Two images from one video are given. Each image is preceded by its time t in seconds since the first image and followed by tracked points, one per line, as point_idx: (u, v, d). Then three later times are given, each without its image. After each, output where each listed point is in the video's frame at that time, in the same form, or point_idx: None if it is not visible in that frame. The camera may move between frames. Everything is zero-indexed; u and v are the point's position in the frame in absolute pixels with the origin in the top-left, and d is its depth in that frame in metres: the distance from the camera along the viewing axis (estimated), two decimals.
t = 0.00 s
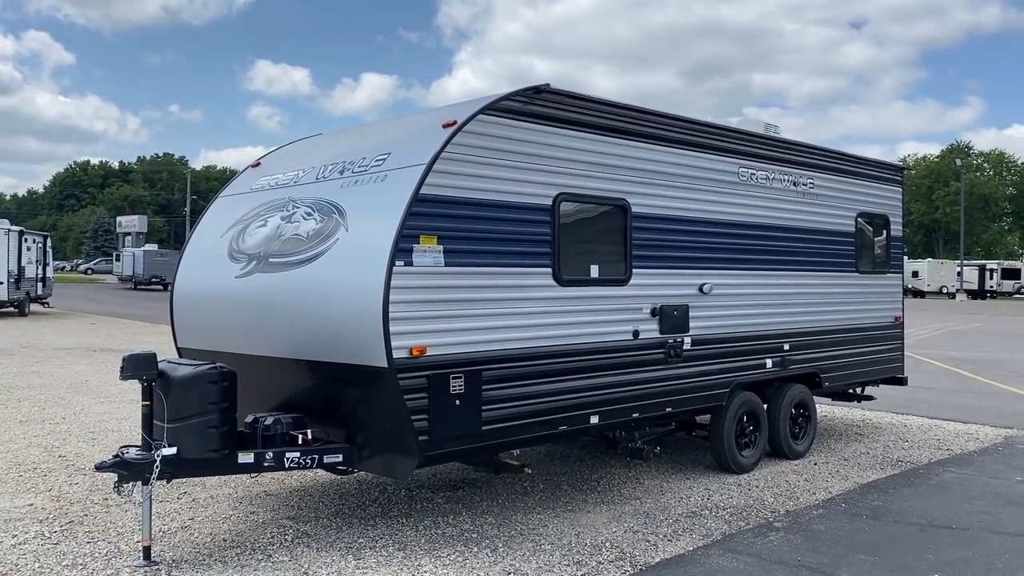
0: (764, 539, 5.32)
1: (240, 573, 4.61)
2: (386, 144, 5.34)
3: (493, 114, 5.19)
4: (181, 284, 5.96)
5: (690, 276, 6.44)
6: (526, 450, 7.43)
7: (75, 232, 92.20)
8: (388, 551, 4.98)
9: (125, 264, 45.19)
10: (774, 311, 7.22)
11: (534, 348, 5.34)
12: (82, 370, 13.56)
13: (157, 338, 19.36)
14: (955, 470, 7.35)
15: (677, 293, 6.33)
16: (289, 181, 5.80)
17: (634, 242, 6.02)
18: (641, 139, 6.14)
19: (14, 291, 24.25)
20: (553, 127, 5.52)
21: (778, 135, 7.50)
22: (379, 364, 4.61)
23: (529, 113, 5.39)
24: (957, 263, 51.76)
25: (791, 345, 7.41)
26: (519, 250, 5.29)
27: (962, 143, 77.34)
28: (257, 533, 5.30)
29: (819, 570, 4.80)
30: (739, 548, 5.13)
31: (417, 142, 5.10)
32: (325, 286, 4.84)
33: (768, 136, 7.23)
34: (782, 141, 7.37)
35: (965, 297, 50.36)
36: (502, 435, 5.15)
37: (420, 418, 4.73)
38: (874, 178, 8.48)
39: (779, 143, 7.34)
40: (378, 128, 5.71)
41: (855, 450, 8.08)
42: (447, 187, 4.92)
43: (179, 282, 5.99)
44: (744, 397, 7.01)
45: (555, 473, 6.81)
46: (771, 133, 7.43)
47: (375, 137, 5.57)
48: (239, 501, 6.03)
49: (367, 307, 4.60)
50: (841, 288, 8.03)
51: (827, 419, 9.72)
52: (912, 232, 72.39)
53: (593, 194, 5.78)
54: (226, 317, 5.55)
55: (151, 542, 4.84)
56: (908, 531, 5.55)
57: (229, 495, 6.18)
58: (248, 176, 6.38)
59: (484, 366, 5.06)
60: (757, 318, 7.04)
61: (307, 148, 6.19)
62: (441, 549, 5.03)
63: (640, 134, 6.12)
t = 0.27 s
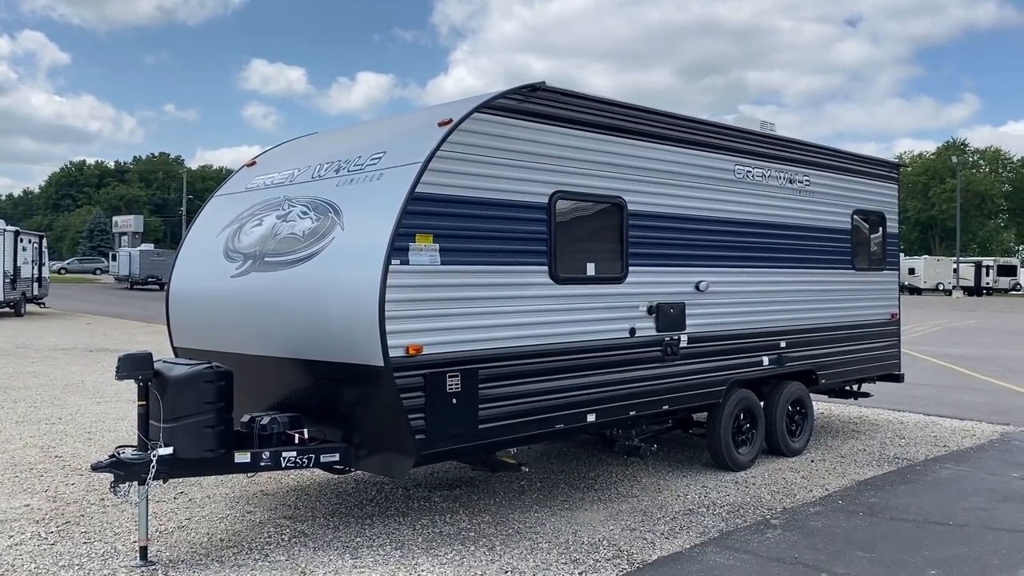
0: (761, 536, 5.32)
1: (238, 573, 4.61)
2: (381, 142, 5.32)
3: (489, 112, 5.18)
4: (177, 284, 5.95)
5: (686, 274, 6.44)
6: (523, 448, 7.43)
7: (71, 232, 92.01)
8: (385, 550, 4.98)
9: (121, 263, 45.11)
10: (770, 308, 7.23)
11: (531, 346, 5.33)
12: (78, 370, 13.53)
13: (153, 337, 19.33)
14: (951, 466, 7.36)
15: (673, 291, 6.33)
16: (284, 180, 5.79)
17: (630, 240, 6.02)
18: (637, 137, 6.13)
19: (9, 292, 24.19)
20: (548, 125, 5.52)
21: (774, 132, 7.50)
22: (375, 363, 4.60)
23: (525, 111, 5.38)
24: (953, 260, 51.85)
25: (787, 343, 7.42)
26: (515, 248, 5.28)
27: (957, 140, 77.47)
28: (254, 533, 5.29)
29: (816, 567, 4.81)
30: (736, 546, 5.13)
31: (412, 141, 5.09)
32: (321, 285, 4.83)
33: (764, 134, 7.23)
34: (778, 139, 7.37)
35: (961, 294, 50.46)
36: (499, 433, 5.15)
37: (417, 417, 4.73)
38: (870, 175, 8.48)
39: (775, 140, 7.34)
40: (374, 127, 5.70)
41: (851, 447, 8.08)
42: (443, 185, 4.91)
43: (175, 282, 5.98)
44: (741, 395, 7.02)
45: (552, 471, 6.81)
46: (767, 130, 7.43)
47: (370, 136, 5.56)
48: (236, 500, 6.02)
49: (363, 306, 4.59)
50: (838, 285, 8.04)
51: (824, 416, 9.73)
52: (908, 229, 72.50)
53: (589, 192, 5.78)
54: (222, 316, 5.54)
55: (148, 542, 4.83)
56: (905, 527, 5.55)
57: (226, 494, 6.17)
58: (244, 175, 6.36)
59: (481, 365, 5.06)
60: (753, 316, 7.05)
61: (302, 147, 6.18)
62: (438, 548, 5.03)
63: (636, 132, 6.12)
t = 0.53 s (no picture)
0: (762, 535, 5.32)
1: (238, 572, 4.60)
2: (380, 141, 5.32)
3: (488, 111, 5.17)
4: (176, 283, 5.95)
5: (686, 272, 6.44)
6: (523, 447, 7.43)
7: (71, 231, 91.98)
8: (386, 549, 4.97)
9: (121, 262, 45.10)
10: (770, 306, 7.22)
11: (531, 345, 5.32)
12: (78, 369, 13.53)
13: (153, 336, 19.32)
14: (952, 464, 7.36)
15: (673, 289, 6.32)
16: (283, 179, 5.78)
17: (630, 238, 6.01)
18: (637, 135, 6.12)
19: (9, 291, 24.18)
20: (548, 124, 5.51)
21: (774, 130, 7.48)
22: (375, 362, 4.60)
23: (525, 109, 5.37)
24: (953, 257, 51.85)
25: (788, 341, 7.41)
26: (515, 247, 5.28)
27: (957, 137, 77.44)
28: (254, 532, 5.29)
29: (817, 565, 4.80)
30: (736, 544, 5.12)
31: (412, 140, 5.08)
32: (321, 284, 4.82)
33: (764, 132, 7.22)
34: (778, 136, 7.36)
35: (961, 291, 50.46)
36: (499, 432, 5.14)
37: (417, 416, 4.72)
38: (870, 173, 8.47)
39: (775, 138, 7.33)
40: (373, 126, 5.69)
41: (852, 445, 8.08)
42: (442, 184, 4.90)
43: (174, 281, 5.97)
44: (741, 393, 7.02)
45: (552, 470, 6.81)
46: (767, 128, 7.42)
47: (369, 135, 5.55)
48: (236, 499, 6.01)
49: (363, 305, 4.59)
50: (838, 283, 8.03)
51: (824, 414, 9.73)
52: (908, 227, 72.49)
53: (588, 190, 5.77)
54: (221, 315, 5.53)
55: (147, 541, 4.82)
56: (906, 526, 5.54)
57: (226, 494, 6.16)
58: (243, 174, 6.35)
59: (481, 364, 5.05)
60: (753, 314, 7.04)
61: (301, 146, 6.17)
62: (438, 547, 5.02)
63: (636, 130, 6.11)
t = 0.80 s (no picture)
0: (762, 534, 5.32)
1: (240, 570, 4.61)
2: (382, 140, 5.32)
3: (490, 110, 5.18)
4: (178, 282, 5.96)
5: (688, 271, 6.44)
6: (525, 446, 7.44)
7: (72, 229, 92.04)
8: (387, 548, 4.99)
9: (123, 261, 45.15)
10: (771, 305, 7.22)
11: (532, 344, 5.33)
12: (80, 368, 13.55)
13: (155, 335, 19.35)
14: (953, 463, 7.37)
15: (675, 288, 6.33)
16: (285, 178, 5.79)
17: (631, 237, 6.02)
18: (638, 134, 6.12)
19: (11, 289, 24.22)
20: (549, 123, 5.51)
21: (775, 129, 7.48)
22: (376, 362, 4.61)
23: (526, 109, 5.38)
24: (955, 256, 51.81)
25: (789, 340, 7.42)
26: (517, 246, 5.28)
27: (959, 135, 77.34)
28: (256, 531, 5.30)
29: (818, 564, 4.81)
30: (737, 543, 5.13)
31: (413, 139, 5.09)
32: (322, 283, 4.83)
33: (765, 131, 7.22)
34: (779, 135, 7.36)
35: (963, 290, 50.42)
36: (500, 431, 5.15)
37: (418, 416, 4.73)
38: (871, 171, 8.47)
39: (776, 137, 7.33)
40: (374, 125, 5.70)
41: (853, 444, 8.09)
42: (444, 184, 4.91)
43: (176, 280, 5.98)
44: (742, 392, 7.02)
45: (554, 469, 6.81)
46: (768, 127, 7.42)
47: (371, 134, 5.55)
48: (238, 498, 6.03)
49: (364, 304, 4.60)
50: (839, 282, 8.04)
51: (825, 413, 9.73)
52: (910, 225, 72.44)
53: (590, 190, 5.77)
54: (223, 315, 5.55)
55: (150, 540, 4.83)
56: (907, 525, 5.55)
57: (227, 492, 6.18)
58: (245, 173, 6.36)
59: (482, 363, 5.06)
60: (754, 313, 7.04)
61: (303, 145, 6.18)
62: (440, 546, 5.03)
63: (637, 129, 6.11)
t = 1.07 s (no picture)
0: (762, 533, 5.32)
1: (240, 570, 4.61)
2: (382, 140, 5.32)
3: (490, 109, 5.18)
4: (178, 282, 5.96)
5: (687, 271, 6.44)
6: (525, 445, 7.44)
7: (73, 228, 92.06)
8: (387, 547, 4.99)
9: (123, 260, 45.15)
10: (772, 305, 7.22)
11: (532, 344, 5.33)
12: (80, 367, 13.55)
13: (155, 334, 19.36)
14: (953, 463, 7.36)
15: (675, 288, 6.33)
16: (285, 177, 5.79)
17: (631, 237, 6.02)
18: (638, 133, 6.12)
19: (12, 289, 24.23)
20: (549, 122, 5.51)
21: (775, 128, 7.48)
22: (377, 361, 4.61)
23: (526, 108, 5.38)
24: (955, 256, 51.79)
25: (789, 339, 7.41)
26: (517, 246, 5.28)
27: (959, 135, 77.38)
28: (256, 530, 5.30)
29: (818, 564, 4.80)
30: (737, 543, 5.13)
31: (413, 138, 5.09)
32: (323, 283, 4.83)
33: (765, 130, 7.22)
34: (779, 135, 7.36)
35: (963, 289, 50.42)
36: (500, 431, 5.15)
37: (418, 415, 4.73)
38: (871, 171, 8.47)
39: (776, 136, 7.33)
40: (374, 124, 5.70)
41: (853, 443, 8.09)
42: (444, 183, 4.91)
43: (176, 279, 5.98)
44: (742, 392, 7.02)
45: (554, 468, 6.82)
46: (768, 126, 7.41)
47: (371, 133, 5.55)
48: (237, 497, 6.03)
49: (365, 303, 4.60)
50: (839, 281, 8.03)
51: (825, 413, 9.73)
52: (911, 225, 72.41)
53: (590, 189, 5.77)
54: (223, 314, 5.55)
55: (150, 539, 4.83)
56: (907, 524, 5.55)
57: (227, 492, 6.18)
58: (245, 172, 6.36)
59: (482, 362, 5.06)
60: (755, 312, 7.04)
61: (303, 145, 6.18)
62: (440, 545, 5.03)
63: (637, 128, 6.11)
